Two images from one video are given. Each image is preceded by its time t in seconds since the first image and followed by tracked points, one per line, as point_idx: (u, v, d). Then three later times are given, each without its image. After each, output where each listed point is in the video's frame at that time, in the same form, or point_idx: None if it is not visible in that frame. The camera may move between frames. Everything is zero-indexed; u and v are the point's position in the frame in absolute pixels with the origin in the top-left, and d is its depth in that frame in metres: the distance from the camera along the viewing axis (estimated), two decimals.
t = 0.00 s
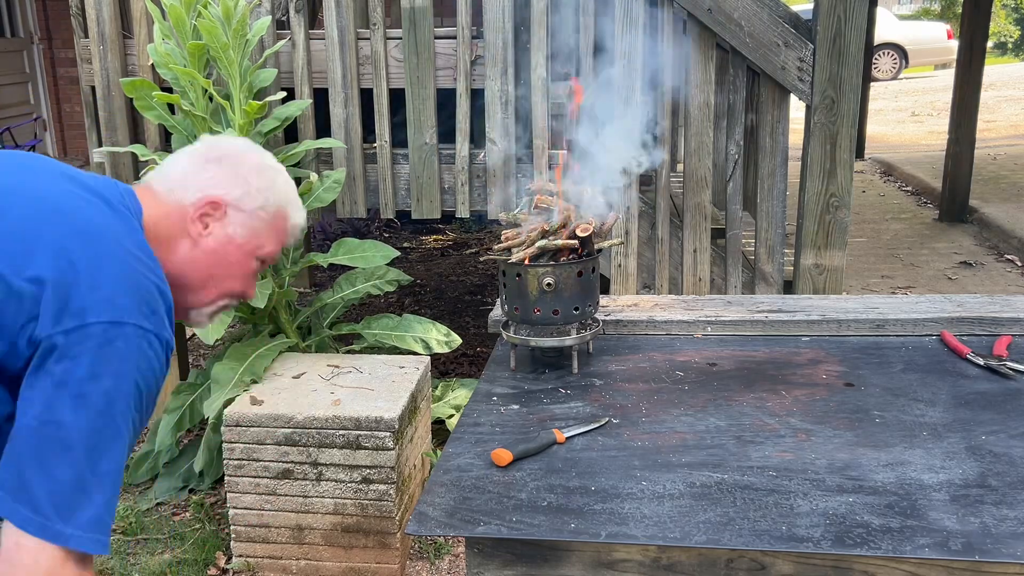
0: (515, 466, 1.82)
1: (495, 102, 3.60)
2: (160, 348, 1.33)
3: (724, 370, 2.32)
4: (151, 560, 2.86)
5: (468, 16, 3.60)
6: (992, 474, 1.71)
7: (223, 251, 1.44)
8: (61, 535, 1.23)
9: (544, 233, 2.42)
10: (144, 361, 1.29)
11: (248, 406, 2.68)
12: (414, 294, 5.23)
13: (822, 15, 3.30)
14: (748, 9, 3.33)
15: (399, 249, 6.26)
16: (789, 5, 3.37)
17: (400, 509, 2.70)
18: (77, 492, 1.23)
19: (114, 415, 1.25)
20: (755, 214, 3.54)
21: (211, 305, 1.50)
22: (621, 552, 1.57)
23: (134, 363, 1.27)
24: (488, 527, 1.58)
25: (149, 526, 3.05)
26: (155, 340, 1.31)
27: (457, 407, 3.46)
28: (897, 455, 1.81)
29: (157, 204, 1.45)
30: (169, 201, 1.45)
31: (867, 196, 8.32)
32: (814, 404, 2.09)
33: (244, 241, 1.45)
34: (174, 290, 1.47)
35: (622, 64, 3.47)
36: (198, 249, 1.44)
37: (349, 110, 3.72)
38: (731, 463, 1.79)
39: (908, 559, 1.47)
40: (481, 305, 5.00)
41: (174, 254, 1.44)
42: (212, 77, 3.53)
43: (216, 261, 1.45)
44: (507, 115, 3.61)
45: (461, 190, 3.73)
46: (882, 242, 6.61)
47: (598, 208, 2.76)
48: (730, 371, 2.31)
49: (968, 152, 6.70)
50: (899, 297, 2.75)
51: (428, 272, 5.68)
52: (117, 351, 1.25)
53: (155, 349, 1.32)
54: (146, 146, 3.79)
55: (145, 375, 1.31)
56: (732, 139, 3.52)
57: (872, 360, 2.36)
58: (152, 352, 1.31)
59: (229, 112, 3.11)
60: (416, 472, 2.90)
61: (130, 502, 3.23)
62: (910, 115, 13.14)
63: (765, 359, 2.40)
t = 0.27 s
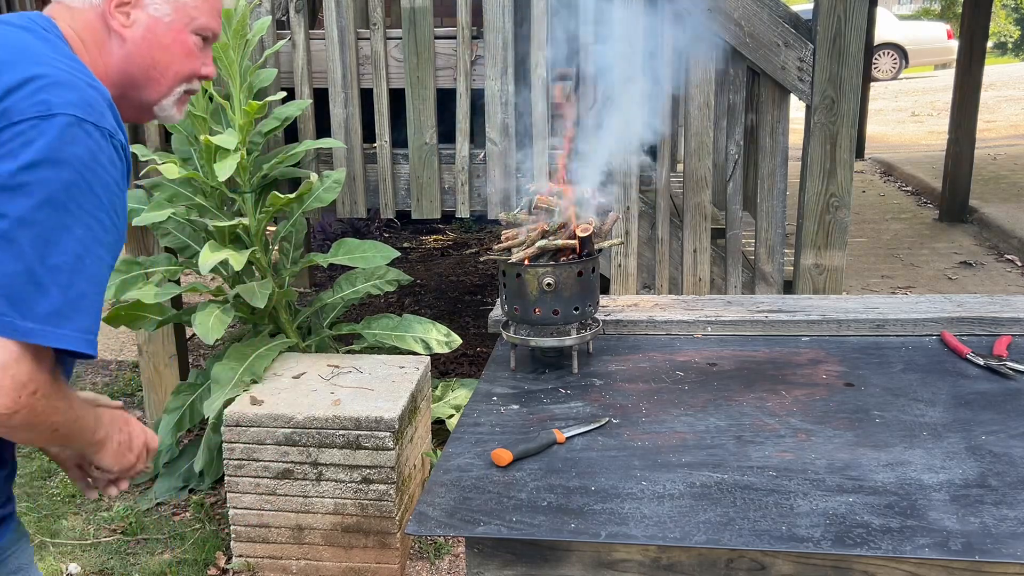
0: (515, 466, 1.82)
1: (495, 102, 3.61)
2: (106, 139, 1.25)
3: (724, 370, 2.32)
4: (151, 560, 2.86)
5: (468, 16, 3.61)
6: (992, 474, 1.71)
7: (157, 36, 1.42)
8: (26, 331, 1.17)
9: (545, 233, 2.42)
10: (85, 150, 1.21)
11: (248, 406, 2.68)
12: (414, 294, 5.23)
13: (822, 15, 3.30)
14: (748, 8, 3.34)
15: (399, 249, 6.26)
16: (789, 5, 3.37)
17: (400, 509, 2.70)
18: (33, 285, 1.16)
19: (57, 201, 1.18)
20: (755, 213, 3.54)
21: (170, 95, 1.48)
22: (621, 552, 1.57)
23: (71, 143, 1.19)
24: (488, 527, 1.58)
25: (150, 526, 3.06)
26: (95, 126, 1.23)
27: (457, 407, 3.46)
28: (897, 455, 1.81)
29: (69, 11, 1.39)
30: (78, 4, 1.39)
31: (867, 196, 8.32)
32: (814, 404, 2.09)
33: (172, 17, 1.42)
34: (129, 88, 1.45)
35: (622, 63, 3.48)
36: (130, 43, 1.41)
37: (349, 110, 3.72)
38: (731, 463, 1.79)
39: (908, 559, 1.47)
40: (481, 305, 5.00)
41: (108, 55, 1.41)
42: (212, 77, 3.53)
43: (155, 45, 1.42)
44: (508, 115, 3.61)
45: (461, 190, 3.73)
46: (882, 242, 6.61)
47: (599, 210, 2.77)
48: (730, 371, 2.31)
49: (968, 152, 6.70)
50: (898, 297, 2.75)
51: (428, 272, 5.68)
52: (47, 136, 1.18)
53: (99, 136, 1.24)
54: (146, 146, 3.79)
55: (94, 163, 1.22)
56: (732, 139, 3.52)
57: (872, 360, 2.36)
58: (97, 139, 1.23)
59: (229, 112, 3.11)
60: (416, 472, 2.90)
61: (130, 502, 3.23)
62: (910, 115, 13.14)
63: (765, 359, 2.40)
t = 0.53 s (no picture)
0: (515, 466, 1.82)
1: (495, 102, 3.61)
2: (81, 67, 1.31)
3: (724, 370, 2.32)
4: (151, 560, 2.86)
5: (468, 16, 3.61)
6: (992, 474, 1.71)
7: None
8: (54, 270, 1.26)
9: (545, 233, 2.42)
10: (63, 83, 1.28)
11: (248, 406, 2.68)
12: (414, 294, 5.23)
13: (822, 15, 3.30)
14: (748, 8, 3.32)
15: (399, 249, 6.26)
16: (789, 5, 3.37)
17: (400, 509, 2.70)
18: (52, 227, 1.26)
19: (55, 144, 1.26)
20: (755, 213, 3.54)
21: None
22: (621, 551, 1.57)
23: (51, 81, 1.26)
24: (488, 527, 1.58)
25: (150, 526, 3.06)
26: (68, 58, 1.29)
27: (457, 407, 3.46)
28: (897, 455, 1.81)
29: None
30: None
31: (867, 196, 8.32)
32: (814, 404, 2.09)
33: None
34: None
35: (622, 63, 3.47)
36: None
37: (349, 110, 3.72)
38: (731, 464, 1.79)
39: (908, 559, 1.47)
40: (481, 305, 5.00)
41: None
42: (212, 77, 3.53)
43: None
44: (507, 115, 3.61)
45: (461, 190, 3.74)
46: (882, 242, 6.61)
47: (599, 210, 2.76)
48: (730, 371, 2.31)
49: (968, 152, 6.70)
50: (898, 297, 2.75)
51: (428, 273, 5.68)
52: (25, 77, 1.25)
53: (72, 65, 1.30)
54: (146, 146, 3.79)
55: (75, 97, 1.29)
56: (732, 139, 3.53)
57: (872, 360, 2.36)
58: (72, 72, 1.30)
59: (229, 112, 3.11)
60: (416, 472, 2.90)
61: (130, 502, 3.23)
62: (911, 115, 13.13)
63: (764, 359, 2.40)
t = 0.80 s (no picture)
0: (515, 466, 1.82)
1: (495, 102, 3.61)
2: (117, 50, 1.25)
3: (724, 370, 2.33)
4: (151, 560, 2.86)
5: (468, 16, 3.61)
6: (992, 474, 1.71)
7: None
8: (105, 264, 1.22)
9: (545, 233, 2.42)
10: (99, 70, 1.21)
11: (248, 406, 2.68)
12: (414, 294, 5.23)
13: (822, 15, 3.30)
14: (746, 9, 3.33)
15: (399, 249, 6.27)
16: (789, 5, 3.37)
17: (400, 509, 2.70)
18: (98, 219, 1.21)
19: (93, 134, 1.20)
20: (755, 213, 3.54)
21: None
22: (620, 551, 1.57)
23: (87, 69, 1.20)
24: (488, 527, 1.58)
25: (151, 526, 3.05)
26: (105, 42, 1.23)
27: (457, 407, 3.46)
28: (897, 455, 1.81)
29: None
30: None
31: (867, 196, 8.32)
32: (814, 404, 2.09)
33: None
34: None
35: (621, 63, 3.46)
36: None
37: (349, 110, 3.72)
38: (731, 464, 1.79)
39: (908, 559, 1.47)
40: (481, 305, 5.00)
41: None
42: (212, 77, 3.53)
43: None
44: (507, 115, 3.61)
45: (461, 190, 3.74)
46: (882, 242, 6.61)
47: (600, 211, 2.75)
48: (730, 371, 2.32)
49: (968, 152, 6.70)
50: (898, 297, 2.75)
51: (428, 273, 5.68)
52: (58, 66, 1.19)
53: (109, 50, 1.23)
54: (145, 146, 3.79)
55: (115, 82, 1.23)
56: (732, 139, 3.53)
57: (872, 360, 2.36)
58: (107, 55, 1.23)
59: (229, 112, 3.11)
60: (416, 472, 2.90)
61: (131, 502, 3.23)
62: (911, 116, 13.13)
63: (764, 359, 2.40)
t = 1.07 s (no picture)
0: (514, 466, 1.82)
1: (495, 102, 3.61)
2: (183, 46, 1.15)
3: (724, 370, 2.33)
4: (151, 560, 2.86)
5: (468, 16, 3.61)
6: (992, 474, 1.71)
7: None
8: (185, 273, 1.14)
9: (545, 233, 2.41)
10: (166, 69, 1.12)
11: (248, 406, 2.68)
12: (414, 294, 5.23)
13: (822, 15, 3.29)
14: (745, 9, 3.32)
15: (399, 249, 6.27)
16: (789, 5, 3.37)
17: (400, 509, 2.71)
18: (175, 225, 1.12)
19: (162, 137, 1.11)
20: (756, 213, 3.54)
21: None
22: (621, 551, 1.57)
23: (154, 70, 1.11)
24: (488, 527, 1.58)
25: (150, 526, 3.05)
26: (170, 38, 1.14)
27: (457, 407, 3.46)
28: (897, 455, 1.81)
29: None
30: None
31: (867, 196, 8.32)
32: (814, 404, 2.09)
33: None
34: None
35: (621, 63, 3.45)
36: None
37: (349, 110, 3.72)
38: (730, 464, 1.79)
39: (908, 560, 1.47)
40: (481, 305, 5.00)
41: None
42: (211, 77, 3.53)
43: None
44: (507, 115, 3.61)
45: (461, 191, 3.74)
46: (882, 242, 6.61)
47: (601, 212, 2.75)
48: (730, 371, 2.32)
49: (968, 152, 6.70)
50: (898, 297, 2.75)
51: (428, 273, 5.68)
52: (125, 68, 1.11)
53: (173, 47, 1.14)
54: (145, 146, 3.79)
55: (183, 80, 1.14)
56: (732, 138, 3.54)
57: (872, 360, 2.36)
58: (174, 52, 1.14)
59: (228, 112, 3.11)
60: (416, 472, 2.91)
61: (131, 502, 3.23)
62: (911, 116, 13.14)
63: (764, 359, 2.40)
